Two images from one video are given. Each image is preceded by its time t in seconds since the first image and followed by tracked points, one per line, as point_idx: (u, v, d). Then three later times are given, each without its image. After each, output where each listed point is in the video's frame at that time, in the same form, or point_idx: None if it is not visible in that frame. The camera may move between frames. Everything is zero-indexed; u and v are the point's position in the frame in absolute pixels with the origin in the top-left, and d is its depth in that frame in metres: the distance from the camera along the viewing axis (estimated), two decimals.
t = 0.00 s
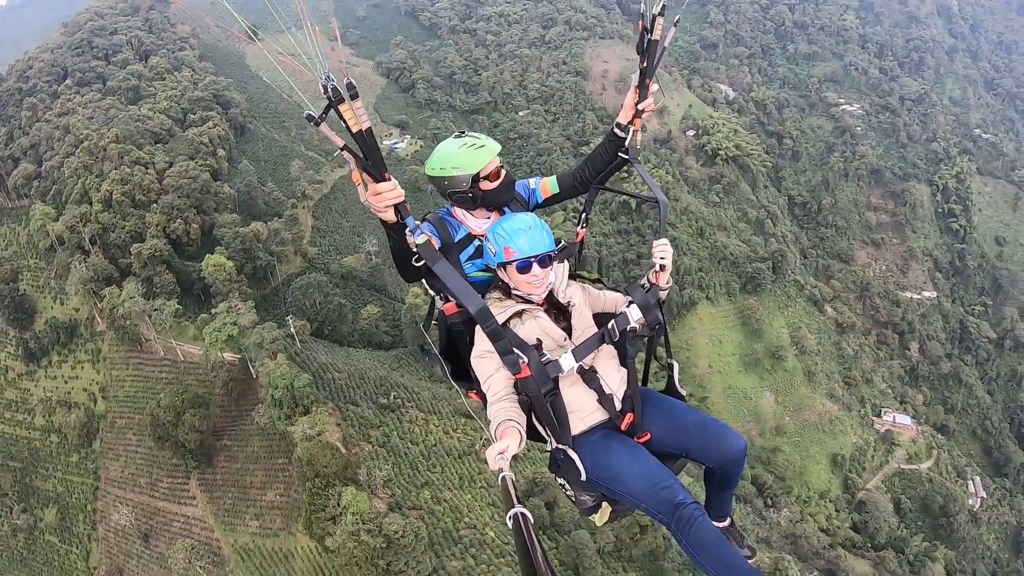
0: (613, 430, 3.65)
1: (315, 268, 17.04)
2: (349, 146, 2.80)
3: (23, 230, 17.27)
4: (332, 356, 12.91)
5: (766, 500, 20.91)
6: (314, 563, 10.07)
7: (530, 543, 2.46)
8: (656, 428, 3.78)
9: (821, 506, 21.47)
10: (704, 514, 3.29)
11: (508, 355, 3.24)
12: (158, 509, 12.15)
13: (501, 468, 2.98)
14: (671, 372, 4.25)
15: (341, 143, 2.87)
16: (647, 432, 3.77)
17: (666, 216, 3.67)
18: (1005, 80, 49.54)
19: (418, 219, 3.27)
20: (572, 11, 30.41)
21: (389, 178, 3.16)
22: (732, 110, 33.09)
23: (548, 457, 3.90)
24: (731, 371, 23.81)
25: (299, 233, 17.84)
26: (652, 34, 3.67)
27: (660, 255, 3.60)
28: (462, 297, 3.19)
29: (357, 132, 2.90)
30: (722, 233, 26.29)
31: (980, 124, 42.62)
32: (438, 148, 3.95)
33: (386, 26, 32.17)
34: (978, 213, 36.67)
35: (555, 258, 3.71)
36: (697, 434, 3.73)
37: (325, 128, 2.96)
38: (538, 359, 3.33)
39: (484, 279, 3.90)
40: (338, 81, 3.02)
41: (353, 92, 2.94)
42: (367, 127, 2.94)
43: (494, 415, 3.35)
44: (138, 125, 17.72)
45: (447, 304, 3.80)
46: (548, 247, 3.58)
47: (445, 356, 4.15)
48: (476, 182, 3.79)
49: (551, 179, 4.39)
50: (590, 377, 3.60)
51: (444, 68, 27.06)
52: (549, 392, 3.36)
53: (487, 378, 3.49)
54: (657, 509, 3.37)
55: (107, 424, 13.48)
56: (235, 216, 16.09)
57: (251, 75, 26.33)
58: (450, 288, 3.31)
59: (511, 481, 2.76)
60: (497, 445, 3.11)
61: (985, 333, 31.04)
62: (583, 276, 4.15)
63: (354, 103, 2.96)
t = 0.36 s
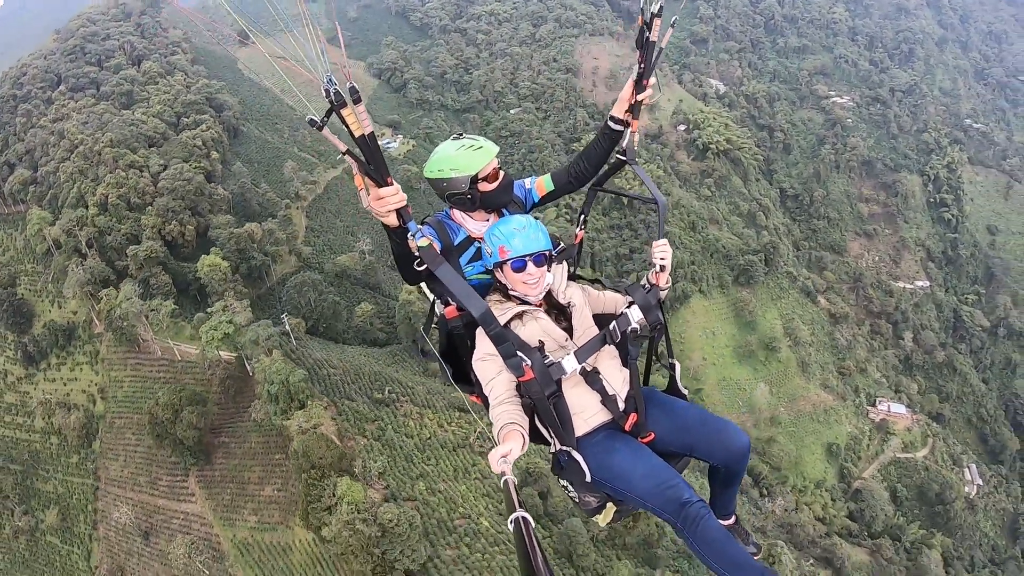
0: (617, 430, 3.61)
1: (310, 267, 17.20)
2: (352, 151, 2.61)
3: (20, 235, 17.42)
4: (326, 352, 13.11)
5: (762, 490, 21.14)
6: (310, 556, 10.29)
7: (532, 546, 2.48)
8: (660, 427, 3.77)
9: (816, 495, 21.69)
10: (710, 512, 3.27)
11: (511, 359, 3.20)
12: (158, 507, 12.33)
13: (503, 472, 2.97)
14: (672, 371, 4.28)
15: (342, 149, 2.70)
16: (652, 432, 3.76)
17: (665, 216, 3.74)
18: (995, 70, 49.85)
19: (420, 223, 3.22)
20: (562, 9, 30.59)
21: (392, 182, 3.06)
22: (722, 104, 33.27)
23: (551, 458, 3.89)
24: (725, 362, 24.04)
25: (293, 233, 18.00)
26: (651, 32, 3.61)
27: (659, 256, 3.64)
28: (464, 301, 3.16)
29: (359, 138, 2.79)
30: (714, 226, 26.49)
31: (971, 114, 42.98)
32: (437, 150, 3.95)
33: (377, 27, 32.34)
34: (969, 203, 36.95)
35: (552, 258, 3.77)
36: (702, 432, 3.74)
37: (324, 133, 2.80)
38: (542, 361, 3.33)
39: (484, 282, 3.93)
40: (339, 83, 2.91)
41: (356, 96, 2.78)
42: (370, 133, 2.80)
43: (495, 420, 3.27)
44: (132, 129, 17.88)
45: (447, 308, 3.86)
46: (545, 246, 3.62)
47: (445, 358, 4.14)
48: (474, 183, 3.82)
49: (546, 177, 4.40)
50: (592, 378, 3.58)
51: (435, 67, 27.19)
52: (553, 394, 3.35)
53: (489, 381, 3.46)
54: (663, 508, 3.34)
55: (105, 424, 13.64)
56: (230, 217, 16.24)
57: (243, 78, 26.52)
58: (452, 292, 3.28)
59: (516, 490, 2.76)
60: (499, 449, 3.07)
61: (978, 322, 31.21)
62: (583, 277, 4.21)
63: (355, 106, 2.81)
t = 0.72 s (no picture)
0: (611, 434, 3.59)
1: (301, 275, 17.37)
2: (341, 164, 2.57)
3: (13, 251, 17.57)
4: (320, 356, 13.30)
5: (760, 480, 21.34)
6: (309, 555, 10.49)
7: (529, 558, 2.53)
8: (653, 430, 3.75)
9: (813, 483, 21.90)
10: (707, 513, 3.22)
11: (504, 365, 3.23)
12: (158, 514, 12.50)
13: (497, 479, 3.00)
14: (667, 376, 4.15)
15: (329, 160, 2.67)
16: (647, 435, 3.73)
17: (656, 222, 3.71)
18: (977, 57, 50.43)
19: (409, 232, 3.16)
20: (545, 11, 30.87)
21: (380, 193, 2.96)
22: (708, 99, 33.55)
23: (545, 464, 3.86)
24: (718, 355, 24.29)
25: (284, 241, 18.13)
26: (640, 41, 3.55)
27: (652, 260, 3.64)
28: (456, 310, 3.13)
29: (345, 148, 2.73)
30: (703, 221, 26.72)
31: (955, 101, 43.53)
32: (426, 154, 3.84)
33: (363, 34, 32.64)
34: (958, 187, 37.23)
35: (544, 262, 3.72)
36: (698, 434, 3.70)
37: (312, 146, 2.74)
38: (535, 366, 3.33)
39: (475, 286, 3.87)
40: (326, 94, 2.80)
41: (341, 106, 2.72)
42: (356, 144, 2.75)
43: (490, 424, 3.30)
44: (121, 143, 18.05)
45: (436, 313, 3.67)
46: (537, 249, 3.59)
47: (436, 364, 4.13)
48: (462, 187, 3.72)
49: (540, 181, 4.33)
50: (585, 382, 3.59)
51: (421, 72, 27.40)
52: (545, 400, 3.36)
53: (483, 386, 3.47)
54: (659, 511, 3.28)
55: (104, 436, 13.78)
56: (220, 227, 16.40)
57: (231, 90, 26.73)
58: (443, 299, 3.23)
59: (512, 495, 2.82)
60: (493, 454, 3.14)
61: (969, 306, 31.38)
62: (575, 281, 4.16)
63: (341, 118, 2.73)
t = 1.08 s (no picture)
0: (606, 422, 3.66)
1: (294, 288, 17.55)
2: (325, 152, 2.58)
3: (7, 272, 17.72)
4: (315, 366, 13.46)
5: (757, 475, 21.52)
6: (309, 561, 10.65)
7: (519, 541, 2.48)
8: (648, 418, 3.83)
9: (810, 476, 22.06)
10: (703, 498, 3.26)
11: (496, 353, 3.28)
12: (158, 527, 12.65)
13: (493, 464, 2.96)
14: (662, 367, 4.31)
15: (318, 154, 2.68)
16: (641, 423, 3.82)
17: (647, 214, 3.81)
18: (959, 48, 51.02)
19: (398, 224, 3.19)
20: (529, 19, 31.29)
21: (369, 183, 2.95)
22: (692, 101, 33.96)
23: (541, 453, 3.96)
24: (711, 353, 24.55)
25: (276, 254, 18.32)
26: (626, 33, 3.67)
27: (643, 252, 3.69)
28: (447, 301, 3.16)
29: (333, 140, 2.77)
30: (692, 221, 27.02)
31: (938, 92, 44.11)
32: (423, 146, 3.97)
33: (349, 49, 33.06)
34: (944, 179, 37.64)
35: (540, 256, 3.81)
36: (693, 422, 3.81)
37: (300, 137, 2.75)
38: (527, 355, 3.36)
39: (470, 279, 3.93)
40: (313, 87, 2.88)
41: (328, 100, 2.76)
42: (343, 136, 2.77)
43: (485, 413, 3.32)
44: (112, 162, 18.26)
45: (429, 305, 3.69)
46: (534, 242, 3.70)
47: (430, 357, 4.24)
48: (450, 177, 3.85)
49: (535, 181, 4.48)
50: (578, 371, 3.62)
51: (408, 84, 27.72)
52: (538, 388, 3.41)
53: (477, 374, 3.50)
54: (655, 497, 3.33)
55: (103, 451, 13.92)
56: (212, 242, 16.59)
57: (220, 107, 27.01)
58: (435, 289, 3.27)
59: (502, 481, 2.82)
60: (488, 442, 3.06)
61: (960, 295, 31.74)
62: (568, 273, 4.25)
63: (327, 110, 2.77)
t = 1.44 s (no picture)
0: (606, 430, 3.68)
1: (288, 305, 17.71)
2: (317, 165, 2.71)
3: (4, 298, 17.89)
4: (311, 381, 13.58)
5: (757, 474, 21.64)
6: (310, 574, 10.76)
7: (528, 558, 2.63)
8: (650, 424, 3.85)
9: (810, 472, 22.17)
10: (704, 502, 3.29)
11: (494, 362, 3.25)
12: (161, 545, 12.76)
13: (495, 473, 3.07)
14: (659, 377, 4.44)
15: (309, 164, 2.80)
16: (643, 430, 3.84)
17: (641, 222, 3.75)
18: (942, 41, 51.67)
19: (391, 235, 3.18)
20: (513, 31, 31.76)
21: (362, 198, 3.04)
22: (678, 105, 34.36)
23: (542, 460, 3.99)
24: (707, 354, 24.74)
25: (270, 273, 18.50)
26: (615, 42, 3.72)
27: (639, 262, 3.67)
28: (442, 310, 3.06)
29: (323, 154, 2.88)
30: (682, 225, 27.28)
31: (923, 86, 44.62)
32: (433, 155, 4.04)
33: (338, 67, 33.52)
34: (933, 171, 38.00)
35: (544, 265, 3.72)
36: (694, 428, 3.84)
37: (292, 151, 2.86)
38: (527, 363, 3.33)
39: (471, 289, 3.93)
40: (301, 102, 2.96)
41: (317, 114, 2.86)
42: (333, 148, 2.91)
43: (486, 421, 3.36)
44: (105, 186, 18.50)
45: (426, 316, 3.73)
46: (537, 251, 3.60)
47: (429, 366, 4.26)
48: (442, 185, 3.88)
49: (538, 196, 4.35)
50: (577, 379, 3.62)
51: (396, 100, 28.06)
52: (538, 396, 3.39)
53: (478, 383, 3.53)
54: (658, 501, 3.34)
55: (104, 472, 14.04)
56: (206, 262, 16.78)
57: (210, 130, 27.33)
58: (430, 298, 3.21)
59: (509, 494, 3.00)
60: (490, 451, 3.15)
61: (953, 285, 31.96)
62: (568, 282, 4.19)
63: (318, 124, 2.86)
